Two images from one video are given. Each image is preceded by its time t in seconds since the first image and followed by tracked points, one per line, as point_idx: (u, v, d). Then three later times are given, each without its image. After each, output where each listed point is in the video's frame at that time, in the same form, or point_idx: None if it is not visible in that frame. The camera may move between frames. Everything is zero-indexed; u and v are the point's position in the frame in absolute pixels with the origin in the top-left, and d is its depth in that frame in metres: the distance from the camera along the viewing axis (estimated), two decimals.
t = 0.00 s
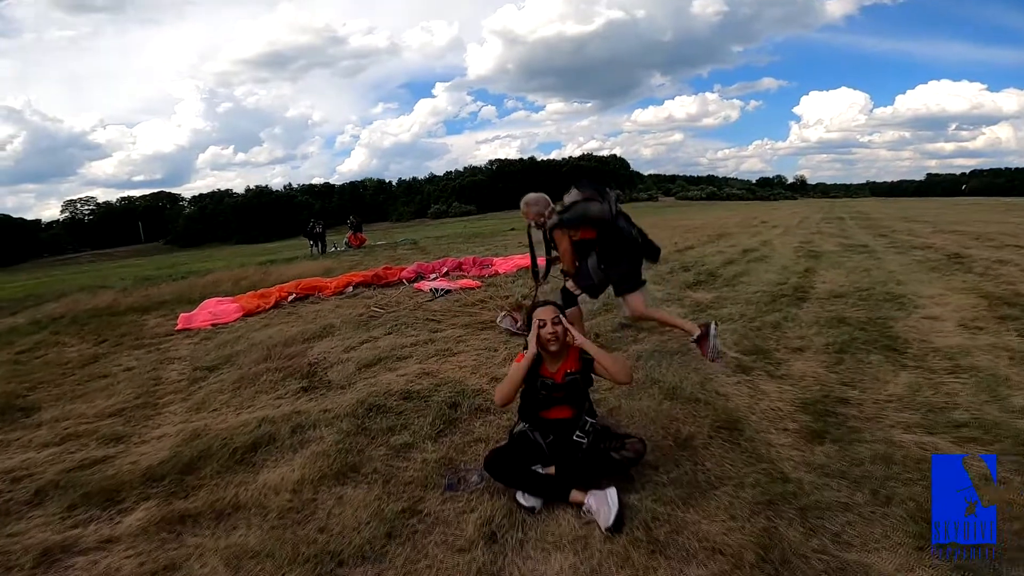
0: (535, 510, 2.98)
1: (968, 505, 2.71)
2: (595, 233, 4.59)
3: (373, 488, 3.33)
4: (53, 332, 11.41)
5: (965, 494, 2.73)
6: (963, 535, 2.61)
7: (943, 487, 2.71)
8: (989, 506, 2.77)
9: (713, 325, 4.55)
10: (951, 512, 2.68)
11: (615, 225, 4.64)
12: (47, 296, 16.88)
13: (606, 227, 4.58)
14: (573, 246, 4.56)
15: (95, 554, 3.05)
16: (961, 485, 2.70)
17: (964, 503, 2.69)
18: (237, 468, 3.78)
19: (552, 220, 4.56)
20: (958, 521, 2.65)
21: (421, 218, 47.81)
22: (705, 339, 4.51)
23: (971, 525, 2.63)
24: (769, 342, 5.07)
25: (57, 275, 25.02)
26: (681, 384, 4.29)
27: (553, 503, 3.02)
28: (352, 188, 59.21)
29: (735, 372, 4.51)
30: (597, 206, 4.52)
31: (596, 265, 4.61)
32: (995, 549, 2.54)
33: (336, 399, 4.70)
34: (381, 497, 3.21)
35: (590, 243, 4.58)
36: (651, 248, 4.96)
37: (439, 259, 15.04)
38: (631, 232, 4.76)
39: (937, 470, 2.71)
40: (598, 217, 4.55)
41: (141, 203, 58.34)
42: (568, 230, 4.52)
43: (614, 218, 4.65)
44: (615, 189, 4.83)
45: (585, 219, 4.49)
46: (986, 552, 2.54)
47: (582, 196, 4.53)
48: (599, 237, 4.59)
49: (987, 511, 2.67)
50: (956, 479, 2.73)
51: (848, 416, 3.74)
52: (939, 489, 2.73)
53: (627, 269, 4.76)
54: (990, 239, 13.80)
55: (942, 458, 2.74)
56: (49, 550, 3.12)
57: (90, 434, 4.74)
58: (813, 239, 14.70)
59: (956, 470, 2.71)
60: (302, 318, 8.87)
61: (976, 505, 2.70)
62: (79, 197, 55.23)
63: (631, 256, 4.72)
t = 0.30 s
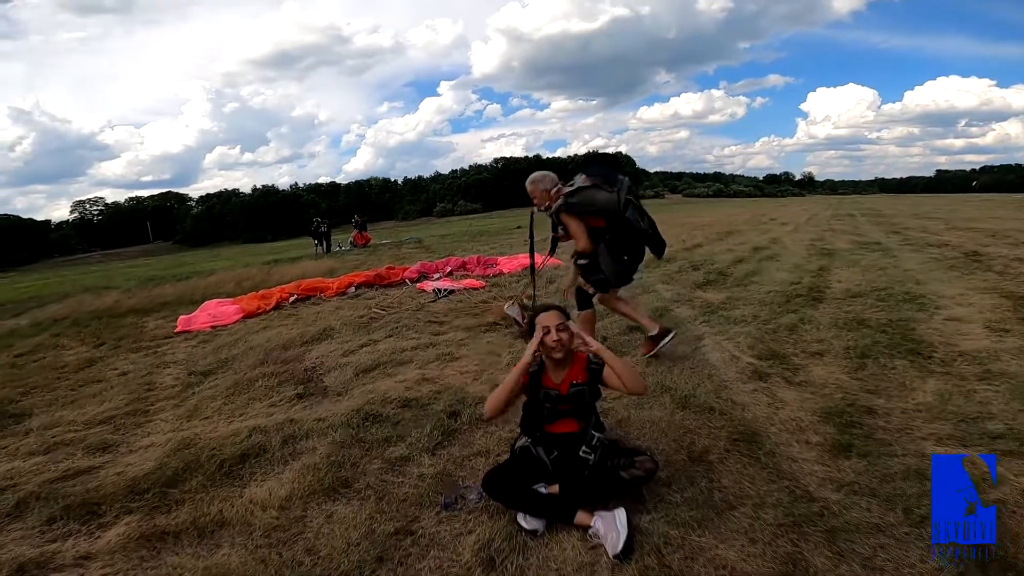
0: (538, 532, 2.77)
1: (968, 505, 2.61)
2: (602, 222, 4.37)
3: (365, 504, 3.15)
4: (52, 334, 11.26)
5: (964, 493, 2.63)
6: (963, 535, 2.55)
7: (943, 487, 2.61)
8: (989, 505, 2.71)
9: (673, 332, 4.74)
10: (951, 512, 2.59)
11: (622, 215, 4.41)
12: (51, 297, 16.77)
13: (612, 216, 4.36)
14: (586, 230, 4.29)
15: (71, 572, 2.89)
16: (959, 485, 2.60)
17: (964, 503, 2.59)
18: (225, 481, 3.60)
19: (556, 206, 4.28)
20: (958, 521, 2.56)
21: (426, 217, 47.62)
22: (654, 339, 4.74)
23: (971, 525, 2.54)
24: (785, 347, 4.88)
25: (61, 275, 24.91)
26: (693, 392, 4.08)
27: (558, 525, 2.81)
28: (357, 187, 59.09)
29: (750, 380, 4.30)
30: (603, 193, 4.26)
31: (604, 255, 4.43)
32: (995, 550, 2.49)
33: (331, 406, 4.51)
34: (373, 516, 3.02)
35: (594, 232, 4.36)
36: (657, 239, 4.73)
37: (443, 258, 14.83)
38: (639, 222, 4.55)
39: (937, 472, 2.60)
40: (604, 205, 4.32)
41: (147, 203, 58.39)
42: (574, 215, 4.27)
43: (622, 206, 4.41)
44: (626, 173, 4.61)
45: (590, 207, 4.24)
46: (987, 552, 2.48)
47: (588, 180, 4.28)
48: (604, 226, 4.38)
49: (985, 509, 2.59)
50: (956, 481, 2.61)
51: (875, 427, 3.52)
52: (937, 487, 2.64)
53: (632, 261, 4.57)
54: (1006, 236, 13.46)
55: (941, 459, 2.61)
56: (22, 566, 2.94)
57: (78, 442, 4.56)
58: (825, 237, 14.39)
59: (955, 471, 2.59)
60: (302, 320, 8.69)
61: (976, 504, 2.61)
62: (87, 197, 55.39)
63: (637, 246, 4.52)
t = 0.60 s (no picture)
0: (538, 558, 2.65)
1: (970, 505, 2.54)
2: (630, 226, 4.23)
3: (361, 524, 3.04)
4: (53, 344, 11.19)
5: (964, 493, 2.52)
6: (965, 534, 2.53)
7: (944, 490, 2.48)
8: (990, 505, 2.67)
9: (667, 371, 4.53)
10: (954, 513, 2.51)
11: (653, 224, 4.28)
12: (54, 305, 16.73)
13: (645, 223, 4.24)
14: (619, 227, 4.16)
15: None
16: (962, 488, 2.46)
17: (965, 504, 2.51)
18: (218, 498, 3.50)
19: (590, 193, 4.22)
20: (958, 522, 2.52)
21: (429, 224, 47.62)
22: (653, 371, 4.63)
23: (971, 525, 2.52)
24: (793, 360, 4.76)
25: (65, 283, 24.91)
26: (698, 408, 3.97)
27: (558, 550, 2.69)
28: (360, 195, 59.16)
29: (757, 395, 4.19)
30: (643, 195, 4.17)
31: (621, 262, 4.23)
32: (994, 550, 2.49)
33: (328, 421, 4.41)
34: (368, 539, 2.90)
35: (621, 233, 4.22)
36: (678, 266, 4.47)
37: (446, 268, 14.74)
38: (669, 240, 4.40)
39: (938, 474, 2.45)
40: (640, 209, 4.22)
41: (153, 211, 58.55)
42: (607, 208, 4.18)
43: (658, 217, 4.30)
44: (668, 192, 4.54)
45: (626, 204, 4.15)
46: (986, 552, 2.50)
47: (633, 178, 4.23)
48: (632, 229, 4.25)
49: (984, 507, 2.55)
50: (958, 480, 2.46)
51: (888, 445, 3.39)
52: (938, 488, 2.52)
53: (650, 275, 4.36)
54: (1015, 243, 13.28)
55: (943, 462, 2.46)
56: None
57: (71, 455, 4.47)
58: (830, 244, 14.24)
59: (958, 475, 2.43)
60: (303, 330, 8.61)
61: (977, 504, 2.54)
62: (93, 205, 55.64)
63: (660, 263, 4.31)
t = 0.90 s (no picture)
0: (538, 568, 2.61)
1: (971, 505, 2.55)
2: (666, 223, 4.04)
3: (359, 533, 3.00)
4: (56, 350, 11.20)
5: (964, 493, 2.54)
6: (965, 534, 2.54)
7: (944, 487, 2.51)
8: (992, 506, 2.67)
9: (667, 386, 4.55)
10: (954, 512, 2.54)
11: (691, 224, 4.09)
12: (57, 311, 16.74)
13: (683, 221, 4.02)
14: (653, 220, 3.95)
15: None
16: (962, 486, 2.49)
17: (965, 504, 2.53)
18: (216, 506, 3.46)
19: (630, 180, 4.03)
20: (958, 522, 2.55)
21: (433, 232, 47.67)
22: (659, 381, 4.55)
23: (971, 525, 2.54)
24: (798, 367, 4.72)
25: (70, 290, 24.96)
26: (701, 416, 3.92)
27: (559, 559, 2.65)
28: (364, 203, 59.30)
29: (762, 402, 4.14)
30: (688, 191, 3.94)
31: (648, 259, 4.18)
32: (994, 550, 2.49)
33: (328, 429, 4.38)
34: (366, 548, 2.86)
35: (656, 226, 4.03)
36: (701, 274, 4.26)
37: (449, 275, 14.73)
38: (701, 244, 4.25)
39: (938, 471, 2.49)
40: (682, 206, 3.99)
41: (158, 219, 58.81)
42: (646, 198, 3.95)
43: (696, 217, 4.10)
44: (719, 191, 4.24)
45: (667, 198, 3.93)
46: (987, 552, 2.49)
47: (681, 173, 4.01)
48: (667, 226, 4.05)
49: (985, 508, 2.56)
50: (958, 478, 2.49)
51: (895, 452, 3.34)
52: (937, 487, 2.56)
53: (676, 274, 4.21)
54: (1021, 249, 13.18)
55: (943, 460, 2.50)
56: None
57: (70, 461, 4.44)
58: (835, 251, 14.15)
59: (957, 473, 2.48)
60: (306, 338, 8.60)
61: (977, 505, 2.54)
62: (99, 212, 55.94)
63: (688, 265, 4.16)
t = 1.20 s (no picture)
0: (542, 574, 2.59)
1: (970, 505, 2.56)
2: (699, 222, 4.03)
3: (362, 538, 3.00)
4: (63, 356, 11.25)
5: (964, 493, 2.56)
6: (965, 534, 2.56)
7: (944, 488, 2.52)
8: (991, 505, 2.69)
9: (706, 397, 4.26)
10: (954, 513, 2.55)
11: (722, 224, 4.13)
12: (65, 317, 16.84)
13: (716, 221, 4.04)
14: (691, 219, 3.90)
15: None
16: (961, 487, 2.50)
17: (965, 504, 2.54)
18: (220, 510, 3.46)
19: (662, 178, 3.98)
20: (958, 522, 2.56)
21: (437, 239, 47.74)
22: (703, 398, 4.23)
23: (971, 525, 2.55)
24: (803, 373, 4.69)
25: (78, 296, 25.10)
26: (705, 422, 3.91)
27: (562, 565, 2.64)
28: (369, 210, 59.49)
29: (766, 409, 4.12)
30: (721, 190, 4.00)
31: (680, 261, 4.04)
32: (995, 550, 2.49)
33: (332, 435, 4.38)
34: (369, 553, 2.86)
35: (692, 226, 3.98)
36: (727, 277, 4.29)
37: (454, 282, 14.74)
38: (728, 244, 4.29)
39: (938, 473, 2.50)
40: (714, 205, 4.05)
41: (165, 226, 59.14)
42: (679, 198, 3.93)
43: (726, 218, 4.16)
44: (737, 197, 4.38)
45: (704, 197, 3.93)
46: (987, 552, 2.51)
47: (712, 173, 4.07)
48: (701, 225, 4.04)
49: (985, 508, 2.57)
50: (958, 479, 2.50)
51: (902, 458, 3.31)
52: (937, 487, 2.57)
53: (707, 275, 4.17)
54: None
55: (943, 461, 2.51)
56: None
57: (75, 465, 4.45)
58: (841, 256, 14.08)
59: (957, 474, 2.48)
60: (310, 344, 8.61)
61: (977, 504, 2.56)
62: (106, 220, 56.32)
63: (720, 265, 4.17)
